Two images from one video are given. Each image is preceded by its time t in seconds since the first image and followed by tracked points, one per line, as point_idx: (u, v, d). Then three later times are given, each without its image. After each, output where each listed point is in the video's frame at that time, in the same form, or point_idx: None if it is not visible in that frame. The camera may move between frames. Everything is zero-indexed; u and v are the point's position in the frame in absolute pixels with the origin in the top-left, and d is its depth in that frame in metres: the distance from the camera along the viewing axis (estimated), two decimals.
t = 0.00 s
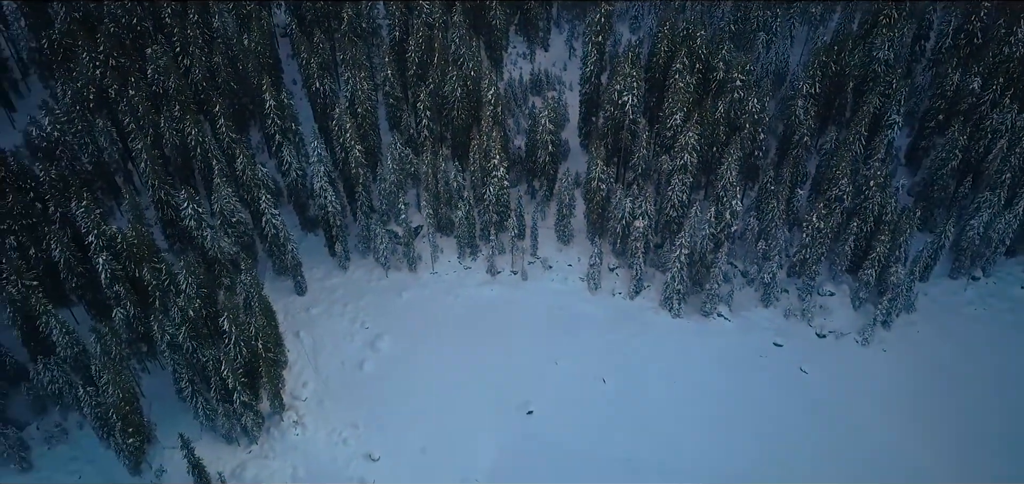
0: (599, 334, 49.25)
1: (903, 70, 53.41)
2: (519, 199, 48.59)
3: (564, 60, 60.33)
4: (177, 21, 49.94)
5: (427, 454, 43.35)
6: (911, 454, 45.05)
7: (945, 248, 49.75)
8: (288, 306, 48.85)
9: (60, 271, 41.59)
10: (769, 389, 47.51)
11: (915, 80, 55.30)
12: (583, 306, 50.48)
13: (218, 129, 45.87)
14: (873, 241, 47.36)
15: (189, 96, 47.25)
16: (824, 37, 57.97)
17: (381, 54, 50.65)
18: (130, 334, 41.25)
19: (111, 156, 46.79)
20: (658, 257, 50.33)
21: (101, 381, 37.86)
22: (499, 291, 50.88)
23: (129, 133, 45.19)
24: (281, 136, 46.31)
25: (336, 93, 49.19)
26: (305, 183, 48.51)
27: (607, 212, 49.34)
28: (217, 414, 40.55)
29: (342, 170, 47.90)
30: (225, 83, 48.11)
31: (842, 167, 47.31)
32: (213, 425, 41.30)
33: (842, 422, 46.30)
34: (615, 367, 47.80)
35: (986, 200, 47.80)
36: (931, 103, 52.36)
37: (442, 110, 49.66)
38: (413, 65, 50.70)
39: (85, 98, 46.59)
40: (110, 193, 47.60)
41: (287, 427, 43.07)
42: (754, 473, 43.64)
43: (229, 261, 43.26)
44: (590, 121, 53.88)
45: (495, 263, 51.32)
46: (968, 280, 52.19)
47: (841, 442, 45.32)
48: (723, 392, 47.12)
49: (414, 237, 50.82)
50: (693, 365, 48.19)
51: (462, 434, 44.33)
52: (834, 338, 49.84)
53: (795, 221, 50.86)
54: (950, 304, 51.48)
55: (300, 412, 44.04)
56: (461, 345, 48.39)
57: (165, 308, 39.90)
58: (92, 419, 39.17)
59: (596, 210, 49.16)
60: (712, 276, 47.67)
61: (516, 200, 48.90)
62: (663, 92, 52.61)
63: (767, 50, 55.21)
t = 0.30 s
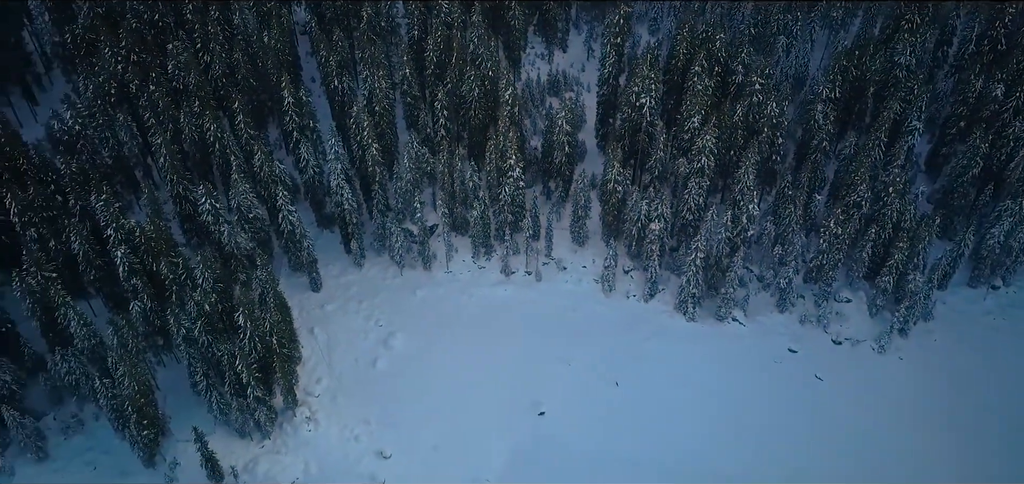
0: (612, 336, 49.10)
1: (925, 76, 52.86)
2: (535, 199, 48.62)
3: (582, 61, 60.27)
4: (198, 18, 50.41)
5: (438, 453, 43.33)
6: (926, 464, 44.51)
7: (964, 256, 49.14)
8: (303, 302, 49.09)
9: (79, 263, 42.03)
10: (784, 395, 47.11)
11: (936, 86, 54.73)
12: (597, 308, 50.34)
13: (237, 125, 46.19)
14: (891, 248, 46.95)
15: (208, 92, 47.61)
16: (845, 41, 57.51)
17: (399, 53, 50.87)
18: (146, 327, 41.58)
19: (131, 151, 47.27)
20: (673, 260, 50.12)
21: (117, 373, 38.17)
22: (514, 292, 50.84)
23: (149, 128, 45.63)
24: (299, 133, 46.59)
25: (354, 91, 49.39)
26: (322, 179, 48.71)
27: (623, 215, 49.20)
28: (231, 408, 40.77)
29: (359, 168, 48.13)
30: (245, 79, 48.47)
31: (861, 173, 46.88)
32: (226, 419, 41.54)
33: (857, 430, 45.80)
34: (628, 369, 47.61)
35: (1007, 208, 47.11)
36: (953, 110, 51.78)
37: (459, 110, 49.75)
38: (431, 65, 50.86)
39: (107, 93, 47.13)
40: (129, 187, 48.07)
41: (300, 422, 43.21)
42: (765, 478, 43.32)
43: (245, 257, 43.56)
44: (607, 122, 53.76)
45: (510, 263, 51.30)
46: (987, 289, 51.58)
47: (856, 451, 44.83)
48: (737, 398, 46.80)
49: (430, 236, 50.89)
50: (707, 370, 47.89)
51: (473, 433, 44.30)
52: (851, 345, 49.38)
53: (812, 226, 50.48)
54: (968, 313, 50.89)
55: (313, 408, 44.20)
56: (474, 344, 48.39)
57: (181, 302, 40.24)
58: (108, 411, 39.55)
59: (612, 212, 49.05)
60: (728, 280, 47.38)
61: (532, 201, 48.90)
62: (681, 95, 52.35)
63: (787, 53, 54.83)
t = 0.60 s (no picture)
0: (628, 338, 48.90)
1: (952, 84, 52.11)
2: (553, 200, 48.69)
3: (604, 63, 60.14)
4: (224, 13, 50.90)
5: (451, 452, 43.38)
6: (941, 474, 43.93)
7: (988, 267, 48.37)
8: (321, 298, 49.32)
9: (102, 254, 42.50)
10: (801, 404, 46.64)
11: (963, 94, 53.99)
12: (614, 311, 50.13)
13: (260, 121, 46.51)
14: (913, 257, 46.43)
15: (232, 87, 47.98)
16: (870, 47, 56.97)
17: (422, 52, 51.07)
18: (166, 319, 41.91)
19: (155, 144, 47.73)
20: (692, 264, 49.83)
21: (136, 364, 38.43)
22: (530, 292, 50.76)
23: (173, 121, 46.09)
24: (320, 129, 46.83)
25: (376, 89, 49.56)
26: (342, 175, 48.84)
27: (642, 218, 48.95)
28: (247, 402, 41.00)
29: (379, 166, 48.36)
30: (268, 75, 48.80)
31: (884, 180, 46.33)
32: (242, 413, 41.78)
33: (874, 440, 45.23)
34: (642, 372, 47.41)
35: None
36: (979, 119, 50.98)
37: (480, 110, 49.78)
38: (453, 64, 50.97)
39: (132, 86, 47.70)
40: (152, 179, 48.61)
41: (315, 418, 43.39)
42: None
43: (265, 252, 43.87)
44: (628, 124, 53.55)
45: (527, 263, 51.23)
46: (1011, 301, 50.76)
47: (869, 459, 44.34)
48: (751, 403, 46.42)
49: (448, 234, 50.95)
50: (723, 375, 47.55)
51: (485, 433, 44.26)
52: (870, 354, 48.81)
53: (833, 233, 49.97)
54: (990, 323, 50.14)
55: (328, 404, 44.35)
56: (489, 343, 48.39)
57: (201, 295, 40.60)
58: (127, 401, 39.94)
59: (631, 215, 48.85)
60: (747, 285, 47.00)
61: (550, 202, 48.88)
62: (703, 99, 52.04)
63: (811, 59, 54.36)
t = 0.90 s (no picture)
0: (645, 342, 48.70)
1: (980, 92, 51.30)
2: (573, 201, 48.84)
3: (627, 66, 60.05)
4: (250, 10, 51.42)
5: (464, 450, 43.16)
6: None
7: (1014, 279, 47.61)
8: (339, 294, 49.66)
9: (125, 246, 42.98)
10: (819, 413, 46.07)
11: (992, 103, 53.17)
12: (631, 314, 49.99)
13: (283, 116, 46.84)
14: (936, 267, 46.00)
15: (256, 83, 48.38)
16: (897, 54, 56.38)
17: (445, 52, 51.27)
18: (186, 311, 42.26)
19: (179, 138, 48.18)
20: (711, 269, 49.64)
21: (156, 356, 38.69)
22: (548, 294, 50.78)
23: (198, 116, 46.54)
24: (342, 126, 47.07)
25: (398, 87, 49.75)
26: (363, 172, 48.97)
27: (662, 221, 48.73)
28: (264, 396, 41.24)
29: (400, 165, 48.59)
30: (292, 72, 49.16)
31: (908, 188, 45.77)
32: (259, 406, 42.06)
33: (894, 451, 44.46)
34: (658, 375, 47.15)
35: None
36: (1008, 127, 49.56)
37: (502, 110, 49.83)
38: (476, 64, 51.11)
39: (158, 81, 48.22)
40: (176, 172, 49.14)
41: (330, 413, 43.58)
42: None
43: (285, 247, 44.20)
44: (649, 127, 53.36)
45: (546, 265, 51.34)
46: None
47: (889, 468, 43.60)
48: (768, 410, 45.95)
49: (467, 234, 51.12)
50: (739, 381, 47.16)
51: (500, 432, 44.09)
52: (890, 364, 48.29)
53: (855, 241, 49.48)
54: (1015, 336, 49.42)
55: (344, 399, 44.51)
56: (505, 343, 48.39)
57: (221, 288, 40.97)
58: (146, 392, 40.31)
59: (651, 218, 48.68)
60: (766, 292, 46.68)
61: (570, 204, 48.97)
62: (725, 103, 51.78)
63: (837, 64, 53.92)
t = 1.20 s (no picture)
0: (661, 345, 48.45)
1: (1009, 101, 50.52)
2: (592, 203, 48.69)
3: (650, 68, 59.83)
4: (275, 7, 51.80)
5: (478, 449, 43.16)
6: None
7: None
8: (357, 290, 49.89)
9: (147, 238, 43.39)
10: (837, 422, 45.56)
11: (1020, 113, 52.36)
12: (648, 317, 49.74)
13: (305, 113, 47.11)
14: (960, 277, 45.32)
15: (280, 79, 48.71)
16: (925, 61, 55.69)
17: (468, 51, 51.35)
18: (206, 304, 42.59)
19: (202, 132, 48.58)
20: (730, 275, 49.24)
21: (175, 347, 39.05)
22: (565, 295, 50.67)
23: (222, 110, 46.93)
24: (364, 124, 47.27)
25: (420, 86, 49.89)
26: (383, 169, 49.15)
27: (682, 225, 48.45)
28: (280, 389, 41.48)
29: (421, 163, 48.73)
30: (315, 68, 49.44)
31: (933, 197, 45.19)
32: (276, 400, 42.29)
33: (913, 464, 43.85)
34: (674, 379, 46.89)
35: None
36: None
37: (523, 110, 49.81)
38: (498, 64, 51.14)
39: (184, 75, 48.66)
40: (198, 166, 49.57)
41: (346, 408, 43.75)
42: None
43: (305, 242, 44.47)
44: (671, 130, 53.10)
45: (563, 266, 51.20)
46: None
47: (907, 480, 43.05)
48: (785, 417, 45.54)
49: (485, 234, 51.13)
50: (757, 387, 46.78)
51: (514, 432, 44.05)
52: (910, 374, 47.64)
53: (877, 249, 48.90)
54: None
55: (359, 396, 44.69)
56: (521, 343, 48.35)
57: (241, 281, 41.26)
58: (164, 383, 40.66)
59: (671, 222, 48.42)
60: (785, 298, 46.23)
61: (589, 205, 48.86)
62: (748, 107, 51.43)
63: (863, 70, 53.37)
